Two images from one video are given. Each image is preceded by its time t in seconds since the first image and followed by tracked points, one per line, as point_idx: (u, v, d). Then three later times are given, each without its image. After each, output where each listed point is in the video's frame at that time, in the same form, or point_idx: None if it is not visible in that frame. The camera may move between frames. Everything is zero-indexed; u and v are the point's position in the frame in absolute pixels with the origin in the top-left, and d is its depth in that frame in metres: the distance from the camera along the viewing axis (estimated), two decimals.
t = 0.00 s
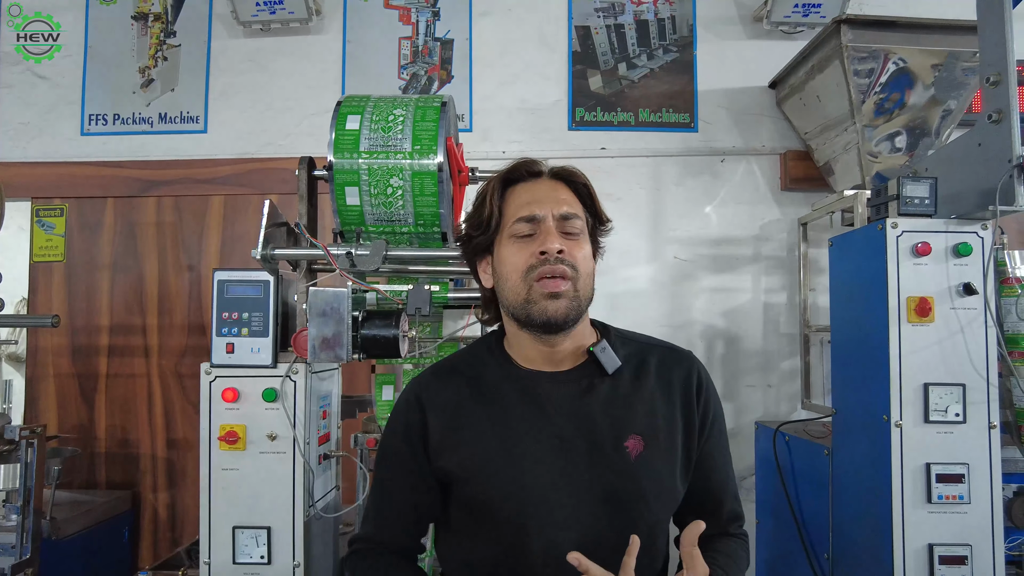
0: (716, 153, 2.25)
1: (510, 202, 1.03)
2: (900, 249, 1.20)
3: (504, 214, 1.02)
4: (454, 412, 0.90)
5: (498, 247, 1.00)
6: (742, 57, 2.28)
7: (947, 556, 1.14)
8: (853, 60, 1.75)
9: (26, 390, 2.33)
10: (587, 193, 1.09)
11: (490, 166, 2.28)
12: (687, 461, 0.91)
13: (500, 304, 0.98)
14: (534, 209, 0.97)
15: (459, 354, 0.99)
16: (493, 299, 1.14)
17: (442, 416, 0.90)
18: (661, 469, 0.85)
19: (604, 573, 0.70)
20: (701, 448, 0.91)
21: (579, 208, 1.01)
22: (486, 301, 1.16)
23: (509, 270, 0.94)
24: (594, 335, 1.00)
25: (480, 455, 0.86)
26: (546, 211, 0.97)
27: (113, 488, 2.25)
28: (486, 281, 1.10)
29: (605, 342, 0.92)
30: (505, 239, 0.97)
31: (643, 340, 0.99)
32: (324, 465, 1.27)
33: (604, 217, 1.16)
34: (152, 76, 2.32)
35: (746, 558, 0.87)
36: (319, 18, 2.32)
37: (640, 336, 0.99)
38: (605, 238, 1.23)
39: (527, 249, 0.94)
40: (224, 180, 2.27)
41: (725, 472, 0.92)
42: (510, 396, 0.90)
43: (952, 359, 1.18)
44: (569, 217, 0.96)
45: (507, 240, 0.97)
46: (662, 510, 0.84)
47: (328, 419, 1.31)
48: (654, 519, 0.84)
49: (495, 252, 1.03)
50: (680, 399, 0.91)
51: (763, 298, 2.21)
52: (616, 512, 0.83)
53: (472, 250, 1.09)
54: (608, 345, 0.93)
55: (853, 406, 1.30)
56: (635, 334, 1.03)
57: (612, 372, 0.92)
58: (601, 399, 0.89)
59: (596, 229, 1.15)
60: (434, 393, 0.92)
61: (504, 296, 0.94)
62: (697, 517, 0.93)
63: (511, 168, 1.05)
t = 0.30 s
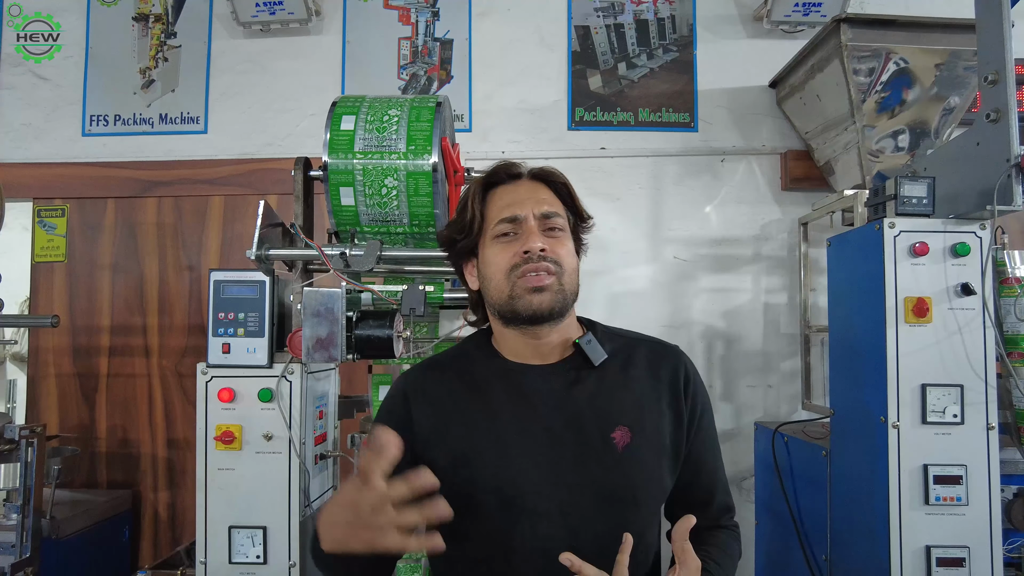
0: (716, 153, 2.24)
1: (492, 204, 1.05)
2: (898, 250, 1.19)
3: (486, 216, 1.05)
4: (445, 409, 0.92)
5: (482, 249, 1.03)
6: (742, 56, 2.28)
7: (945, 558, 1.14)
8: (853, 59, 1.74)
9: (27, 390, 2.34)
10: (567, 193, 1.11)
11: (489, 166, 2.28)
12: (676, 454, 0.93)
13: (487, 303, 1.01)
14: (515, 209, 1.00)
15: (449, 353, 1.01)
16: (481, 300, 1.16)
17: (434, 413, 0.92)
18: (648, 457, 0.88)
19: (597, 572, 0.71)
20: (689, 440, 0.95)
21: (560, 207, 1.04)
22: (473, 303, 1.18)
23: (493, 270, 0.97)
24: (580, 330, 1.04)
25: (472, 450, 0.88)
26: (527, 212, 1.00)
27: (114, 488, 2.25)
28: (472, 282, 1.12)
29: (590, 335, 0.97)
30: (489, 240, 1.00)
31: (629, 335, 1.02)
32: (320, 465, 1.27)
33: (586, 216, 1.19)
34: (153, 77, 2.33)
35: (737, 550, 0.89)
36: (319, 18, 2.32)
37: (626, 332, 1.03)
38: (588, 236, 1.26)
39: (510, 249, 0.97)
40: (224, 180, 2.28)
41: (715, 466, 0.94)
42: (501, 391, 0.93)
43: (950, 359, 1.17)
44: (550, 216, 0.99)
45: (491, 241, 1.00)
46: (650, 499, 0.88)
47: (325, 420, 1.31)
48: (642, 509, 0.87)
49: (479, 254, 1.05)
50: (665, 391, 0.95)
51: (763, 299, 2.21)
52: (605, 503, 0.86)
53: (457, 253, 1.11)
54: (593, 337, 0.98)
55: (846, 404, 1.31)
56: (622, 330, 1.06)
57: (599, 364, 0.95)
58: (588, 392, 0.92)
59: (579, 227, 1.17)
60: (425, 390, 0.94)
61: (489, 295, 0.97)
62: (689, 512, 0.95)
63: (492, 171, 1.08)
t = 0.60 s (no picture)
0: (717, 152, 2.23)
1: (472, 208, 1.06)
2: (895, 249, 1.18)
3: (467, 219, 1.06)
4: (433, 409, 0.94)
5: (463, 252, 1.04)
6: (743, 55, 2.27)
7: (940, 559, 1.13)
8: (854, 57, 1.73)
9: (32, 389, 2.36)
10: (547, 194, 1.12)
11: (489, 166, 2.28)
12: (661, 454, 0.94)
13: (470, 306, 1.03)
14: (494, 212, 1.02)
15: (438, 356, 1.03)
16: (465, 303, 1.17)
17: (421, 414, 0.94)
18: (631, 456, 0.89)
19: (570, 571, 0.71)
20: (674, 440, 0.95)
21: (540, 209, 1.06)
22: (458, 305, 1.19)
23: (474, 273, 0.98)
24: (565, 330, 1.05)
25: (458, 450, 0.90)
26: (506, 215, 1.01)
27: (117, 486, 2.27)
28: (456, 285, 1.13)
29: (572, 335, 0.98)
30: (469, 243, 1.02)
31: (616, 336, 1.04)
32: (316, 464, 1.32)
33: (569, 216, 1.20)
34: (156, 78, 2.34)
35: (724, 548, 0.90)
36: (320, 19, 2.33)
37: (613, 333, 1.04)
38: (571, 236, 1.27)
39: (490, 252, 0.98)
40: (225, 181, 2.29)
41: (701, 464, 0.95)
42: (487, 392, 0.95)
43: (947, 360, 1.17)
44: (529, 218, 1.01)
45: (472, 244, 1.01)
46: (634, 498, 0.89)
47: (322, 418, 1.35)
48: (626, 508, 0.88)
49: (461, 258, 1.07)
50: (651, 391, 0.96)
51: (765, 298, 2.20)
52: (590, 503, 0.87)
53: (440, 257, 1.13)
54: (576, 337, 0.98)
55: (842, 404, 1.31)
56: (607, 330, 1.07)
57: (583, 364, 0.97)
58: (573, 392, 0.94)
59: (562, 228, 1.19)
60: (412, 392, 0.97)
61: (472, 299, 0.99)
62: (675, 510, 0.96)
63: (472, 174, 1.09)
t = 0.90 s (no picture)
0: (719, 150, 2.22)
1: (456, 208, 1.07)
2: (893, 247, 1.18)
3: (452, 219, 1.07)
4: (423, 409, 0.96)
5: (449, 252, 1.05)
6: (746, 53, 2.25)
7: (938, 560, 1.12)
8: (855, 55, 1.72)
9: (40, 387, 2.39)
10: (531, 191, 1.13)
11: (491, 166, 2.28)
12: (649, 452, 0.95)
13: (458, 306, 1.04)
14: (478, 213, 1.02)
15: (427, 355, 1.05)
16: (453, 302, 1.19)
17: (409, 412, 0.96)
18: (615, 454, 0.91)
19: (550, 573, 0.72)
20: (662, 437, 0.96)
21: (524, 207, 1.06)
22: (448, 305, 1.21)
23: (460, 275, 1.00)
24: (553, 328, 1.07)
25: (445, 448, 0.92)
26: (491, 215, 1.01)
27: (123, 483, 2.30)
28: (443, 285, 1.15)
29: (560, 334, 1.00)
30: (454, 244, 1.03)
31: (603, 335, 1.05)
32: (314, 461, 1.36)
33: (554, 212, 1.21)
34: (161, 80, 2.37)
35: (713, 548, 0.90)
36: (322, 20, 2.34)
37: (600, 331, 1.06)
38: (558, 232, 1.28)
39: (476, 253, 0.99)
40: (229, 181, 2.31)
41: (691, 464, 0.96)
42: (474, 391, 0.97)
43: (946, 359, 1.16)
44: (513, 218, 1.01)
45: (457, 245, 1.02)
46: (620, 495, 0.90)
47: (320, 416, 1.40)
48: (611, 504, 0.90)
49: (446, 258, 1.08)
50: (637, 389, 0.97)
51: (768, 297, 2.19)
52: (575, 499, 0.89)
53: (426, 256, 1.14)
54: (563, 337, 1.00)
55: (840, 404, 1.31)
56: (593, 327, 1.09)
57: (568, 364, 0.99)
58: (559, 390, 0.96)
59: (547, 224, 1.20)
60: (401, 391, 0.99)
61: (458, 300, 1.00)
62: (664, 509, 0.97)
63: (455, 173, 1.09)
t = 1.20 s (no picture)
0: (727, 148, 2.21)
1: (446, 207, 1.07)
2: (897, 245, 1.17)
3: (442, 218, 1.07)
4: (417, 409, 0.97)
5: (440, 251, 1.06)
6: (755, 51, 2.24)
7: (945, 562, 1.11)
8: (863, 51, 1.70)
9: (53, 385, 2.43)
10: (521, 189, 1.14)
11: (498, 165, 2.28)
12: (643, 449, 0.95)
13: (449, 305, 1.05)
14: (469, 212, 1.03)
15: (422, 355, 1.06)
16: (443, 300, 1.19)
17: (402, 412, 0.97)
18: (608, 452, 0.91)
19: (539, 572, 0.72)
20: (656, 434, 0.97)
21: (514, 206, 1.07)
22: (440, 305, 1.23)
23: (452, 274, 1.00)
24: (546, 325, 1.08)
25: (438, 447, 0.93)
26: (481, 215, 1.02)
27: (134, 480, 2.33)
28: (434, 283, 1.15)
29: (551, 332, 1.00)
30: (445, 243, 1.03)
31: (596, 332, 1.05)
32: (318, 458, 1.38)
33: (543, 209, 1.22)
34: (171, 81, 2.39)
35: (708, 545, 0.91)
36: (330, 20, 2.35)
37: (593, 328, 1.06)
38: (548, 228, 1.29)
39: (467, 253, 1.00)
40: (238, 180, 2.33)
41: (687, 462, 0.97)
42: (466, 390, 0.97)
43: (953, 358, 1.14)
44: (504, 217, 1.02)
45: (448, 244, 1.03)
46: (613, 493, 0.91)
47: (323, 413, 1.42)
48: (604, 502, 0.90)
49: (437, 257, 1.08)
50: (629, 386, 0.98)
51: (776, 296, 2.17)
52: (568, 497, 0.89)
53: (416, 256, 1.14)
54: (555, 335, 1.01)
55: (846, 404, 1.29)
56: (585, 325, 1.09)
57: (561, 362, 0.99)
58: (552, 388, 0.96)
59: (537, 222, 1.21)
60: (394, 391, 1.00)
61: (450, 299, 1.01)
62: (660, 507, 0.98)
63: (443, 172, 1.09)
